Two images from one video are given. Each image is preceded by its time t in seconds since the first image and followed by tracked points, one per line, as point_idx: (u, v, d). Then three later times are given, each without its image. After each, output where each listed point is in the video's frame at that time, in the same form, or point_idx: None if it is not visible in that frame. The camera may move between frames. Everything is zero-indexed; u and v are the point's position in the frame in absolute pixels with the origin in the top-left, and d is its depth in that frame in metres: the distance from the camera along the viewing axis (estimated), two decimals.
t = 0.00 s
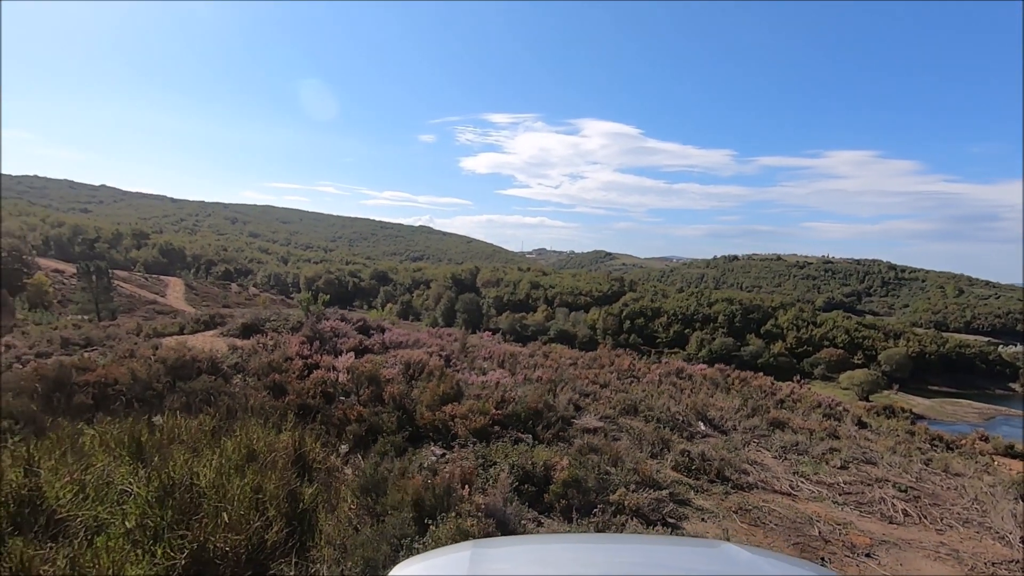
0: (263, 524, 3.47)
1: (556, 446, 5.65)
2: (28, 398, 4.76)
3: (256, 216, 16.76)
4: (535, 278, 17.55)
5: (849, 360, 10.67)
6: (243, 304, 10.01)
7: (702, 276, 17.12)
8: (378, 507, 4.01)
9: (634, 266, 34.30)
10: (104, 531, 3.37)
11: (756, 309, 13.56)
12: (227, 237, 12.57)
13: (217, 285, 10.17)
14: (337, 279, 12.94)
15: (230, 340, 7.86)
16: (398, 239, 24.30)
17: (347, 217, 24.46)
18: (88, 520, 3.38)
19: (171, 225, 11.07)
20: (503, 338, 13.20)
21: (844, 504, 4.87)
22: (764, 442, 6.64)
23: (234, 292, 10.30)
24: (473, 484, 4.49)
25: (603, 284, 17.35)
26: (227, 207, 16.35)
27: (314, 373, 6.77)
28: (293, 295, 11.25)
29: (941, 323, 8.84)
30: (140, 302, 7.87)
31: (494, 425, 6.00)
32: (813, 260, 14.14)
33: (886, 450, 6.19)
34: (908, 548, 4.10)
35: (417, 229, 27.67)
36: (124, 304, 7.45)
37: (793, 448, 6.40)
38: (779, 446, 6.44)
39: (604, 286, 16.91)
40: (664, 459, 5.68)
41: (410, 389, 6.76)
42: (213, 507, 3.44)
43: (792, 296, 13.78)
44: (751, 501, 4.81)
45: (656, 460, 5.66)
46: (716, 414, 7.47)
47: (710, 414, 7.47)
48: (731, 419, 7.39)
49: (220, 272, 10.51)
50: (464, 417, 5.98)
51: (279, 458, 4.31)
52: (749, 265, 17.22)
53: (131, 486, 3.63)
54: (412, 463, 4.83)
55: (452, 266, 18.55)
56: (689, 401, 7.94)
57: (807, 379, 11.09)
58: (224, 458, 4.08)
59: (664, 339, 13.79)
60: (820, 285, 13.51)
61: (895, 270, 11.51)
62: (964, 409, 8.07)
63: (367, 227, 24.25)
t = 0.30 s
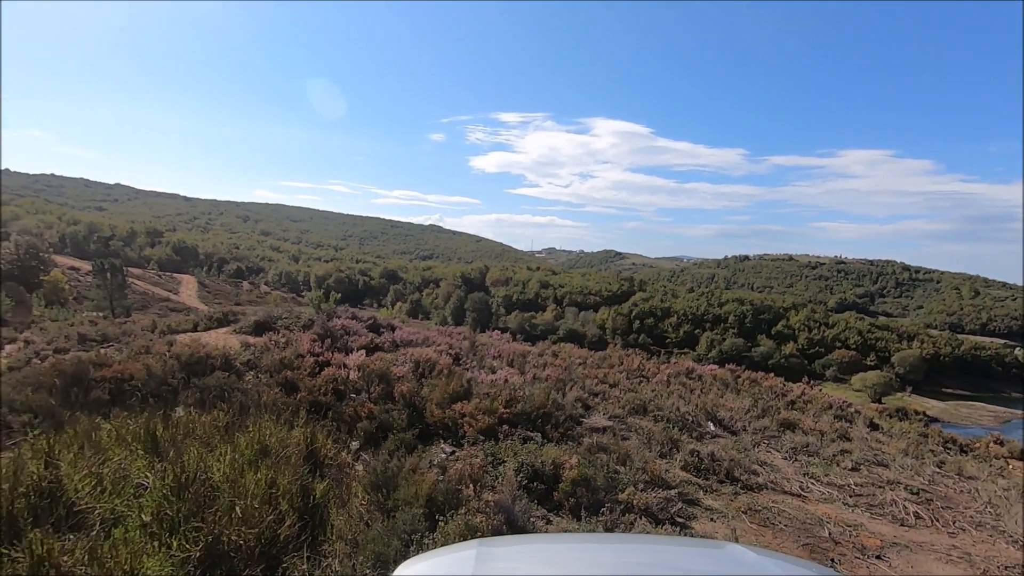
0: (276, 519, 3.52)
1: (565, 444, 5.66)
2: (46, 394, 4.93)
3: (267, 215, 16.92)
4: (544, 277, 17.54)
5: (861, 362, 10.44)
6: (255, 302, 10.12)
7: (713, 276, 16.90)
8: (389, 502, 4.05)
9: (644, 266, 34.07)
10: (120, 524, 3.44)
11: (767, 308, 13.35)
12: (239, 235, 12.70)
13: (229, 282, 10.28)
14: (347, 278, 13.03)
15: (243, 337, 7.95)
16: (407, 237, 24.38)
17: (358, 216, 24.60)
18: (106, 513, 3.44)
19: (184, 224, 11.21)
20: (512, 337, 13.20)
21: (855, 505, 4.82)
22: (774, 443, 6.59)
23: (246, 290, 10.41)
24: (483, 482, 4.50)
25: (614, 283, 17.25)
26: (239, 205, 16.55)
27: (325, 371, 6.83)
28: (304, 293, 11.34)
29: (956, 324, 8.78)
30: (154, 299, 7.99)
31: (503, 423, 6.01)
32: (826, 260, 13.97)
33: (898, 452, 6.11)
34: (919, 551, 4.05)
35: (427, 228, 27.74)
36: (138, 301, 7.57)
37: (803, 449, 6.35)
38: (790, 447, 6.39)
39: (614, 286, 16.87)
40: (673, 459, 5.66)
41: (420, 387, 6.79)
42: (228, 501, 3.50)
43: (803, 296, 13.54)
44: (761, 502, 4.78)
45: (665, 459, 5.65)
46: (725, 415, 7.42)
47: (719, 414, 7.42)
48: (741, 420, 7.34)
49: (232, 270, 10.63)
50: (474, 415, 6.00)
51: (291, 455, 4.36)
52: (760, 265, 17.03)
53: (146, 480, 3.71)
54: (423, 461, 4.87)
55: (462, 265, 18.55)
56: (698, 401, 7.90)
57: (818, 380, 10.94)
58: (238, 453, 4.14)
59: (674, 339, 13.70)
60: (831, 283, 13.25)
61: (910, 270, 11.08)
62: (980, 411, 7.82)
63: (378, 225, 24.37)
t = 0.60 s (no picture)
0: (287, 514, 3.55)
1: (572, 443, 5.66)
2: (61, 389, 4.95)
3: (276, 215, 17.04)
4: (552, 276, 17.52)
5: (871, 364, 10.34)
6: (264, 300, 10.19)
7: (720, 276, 16.75)
8: (398, 498, 4.07)
9: (652, 266, 33.92)
10: (135, 518, 3.48)
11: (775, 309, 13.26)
12: (248, 234, 12.79)
13: (238, 281, 10.37)
14: (355, 277, 13.09)
15: (252, 335, 8.02)
16: (415, 237, 24.45)
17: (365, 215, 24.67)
18: (121, 506, 3.49)
19: (193, 223, 11.32)
20: (519, 336, 13.20)
21: (862, 506, 4.78)
22: (782, 443, 6.55)
23: (254, 289, 10.49)
24: (490, 479, 4.52)
25: (622, 282, 17.21)
26: (248, 205, 16.68)
27: (334, 369, 6.87)
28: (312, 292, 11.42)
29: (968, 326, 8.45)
30: (164, 298, 8.07)
31: (511, 422, 6.03)
32: (836, 260, 13.84)
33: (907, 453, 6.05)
34: (927, 551, 4.02)
35: (434, 228, 27.80)
36: (148, 300, 7.65)
37: (811, 450, 6.30)
38: (797, 447, 6.35)
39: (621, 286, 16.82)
40: (680, 458, 5.65)
41: (428, 385, 6.82)
42: (240, 496, 3.53)
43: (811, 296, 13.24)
44: (768, 501, 4.76)
45: (671, 458, 5.64)
46: (732, 415, 7.39)
47: (727, 414, 7.39)
48: (748, 420, 7.31)
49: (241, 269, 10.71)
50: (481, 413, 6.02)
51: (301, 451, 4.40)
52: (768, 265, 16.90)
53: (162, 475, 3.79)
54: (431, 458, 4.90)
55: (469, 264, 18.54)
56: (706, 401, 7.87)
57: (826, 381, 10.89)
58: (249, 449, 4.18)
59: (681, 339, 13.42)
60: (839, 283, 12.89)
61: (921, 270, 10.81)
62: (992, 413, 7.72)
63: (385, 225, 24.46)
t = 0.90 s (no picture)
0: (300, 508, 3.59)
1: (579, 441, 5.67)
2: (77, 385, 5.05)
3: (284, 214, 17.14)
4: (558, 276, 17.50)
5: (880, 364, 10.07)
6: (272, 300, 10.26)
7: (728, 276, 16.64)
8: (409, 493, 4.11)
9: (659, 266, 33.77)
10: (153, 511, 3.53)
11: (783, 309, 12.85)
12: (256, 234, 12.88)
13: (246, 280, 10.44)
14: (362, 276, 13.14)
15: (264, 334, 8.10)
16: (421, 237, 24.49)
17: (372, 215, 24.76)
18: (139, 498, 3.51)
19: (202, 223, 11.41)
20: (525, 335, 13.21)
21: (868, 504, 4.76)
22: (788, 443, 6.52)
23: (262, 288, 10.57)
24: (497, 474, 4.54)
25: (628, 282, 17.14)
26: (256, 205, 16.79)
27: (344, 367, 6.92)
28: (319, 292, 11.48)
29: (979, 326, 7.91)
30: (174, 297, 8.15)
31: (519, 419, 6.05)
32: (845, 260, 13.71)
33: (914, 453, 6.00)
34: (932, 550, 4.01)
35: (440, 228, 27.84)
36: (158, 299, 7.73)
37: (817, 449, 6.27)
38: (804, 446, 6.31)
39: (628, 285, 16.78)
40: (686, 456, 5.65)
41: (437, 382, 6.85)
42: (255, 490, 3.57)
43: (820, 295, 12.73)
44: (773, 499, 4.76)
45: (678, 456, 5.64)
46: (739, 414, 7.36)
47: (733, 413, 7.36)
48: (754, 420, 7.28)
49: (249, 268, 10.79)
50: (490, 411, 6.05)
51: (314, 447, 4.45)
52: (777, 265, 16.74)
53: (178, 469, 3.81)
54: (441, 454, 4.94)
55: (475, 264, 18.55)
56: (713, 400, 7.84)
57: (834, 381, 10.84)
58: (262, 444, 4.23)
59: (688, 339, 13.45)
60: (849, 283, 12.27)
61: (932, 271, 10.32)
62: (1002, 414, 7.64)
63: (392, 225, 24.52)
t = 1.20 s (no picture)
0: (321, 499, 3.65)
1: (590, 437, 5.69)
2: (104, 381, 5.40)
3: (295, 214, 17.31)
4: (568, 276, 17.48)
5: (894, 366, 9.90)
6: (284, 298, 10.39)
7: (740, 277, 16.49)
8: (425, 486, 4.16)
9: (669, 266, 33.55)
10: (180, 499, 3.60)
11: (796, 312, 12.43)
12: (268, 233, 13.03)
13: (258, 280, 10.57)
14: (373, 276, 13.24)
15: (280, 332, 8.21)
16: (431, 236, 24.58)
17: (382, 215, 24.86)
18: (167, 487, 3.63)
19: (215, 223, 11.57)
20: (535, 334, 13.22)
21: (875, 502, 4.73)
22: (797, 442, 6.47)
23: (275, 287, 10.70)
24: (510, 468, 4.57)
25: (639, 282, 17.06)
26: (267, 205, 16.96)
27: (358, 364, 7.00)
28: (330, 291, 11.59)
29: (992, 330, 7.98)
30: (188, 295, 8.28)
31: (531, 416, 6.08)
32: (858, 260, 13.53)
33: (924, 452, 5.93)
34: (939, 547, 4.00)
35: (450, 228, 27.92)
36: (173, 297, 7.85)
37: (826, 449, 6.22)
38: (812, 446, 6.27)
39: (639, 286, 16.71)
40: (696, 453, 5.64)
41: (449, 380, 6.91)
42: (278, 480, 3.63)
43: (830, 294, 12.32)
44: (781, 496, 4.74)
45: (688, 454, 5.64)
46: (748, 413, 7.33)
47: (742, 413, 7.32)
48: (764, 418, 7.24)
49: (262, 268, 10.93)
50: (502, 408, 6.09)
51: (333, 441, 4.52)
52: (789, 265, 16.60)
53: (203, 460, 3.87)
54: (455, 449, 4.99)
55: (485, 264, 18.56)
56: (723, 399, 7.81)
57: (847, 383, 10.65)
58: (284, 438, 4.30)
59: (699, 340, 13.25)
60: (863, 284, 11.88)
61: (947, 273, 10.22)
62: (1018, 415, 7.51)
63: (402, 225, 24.64)
